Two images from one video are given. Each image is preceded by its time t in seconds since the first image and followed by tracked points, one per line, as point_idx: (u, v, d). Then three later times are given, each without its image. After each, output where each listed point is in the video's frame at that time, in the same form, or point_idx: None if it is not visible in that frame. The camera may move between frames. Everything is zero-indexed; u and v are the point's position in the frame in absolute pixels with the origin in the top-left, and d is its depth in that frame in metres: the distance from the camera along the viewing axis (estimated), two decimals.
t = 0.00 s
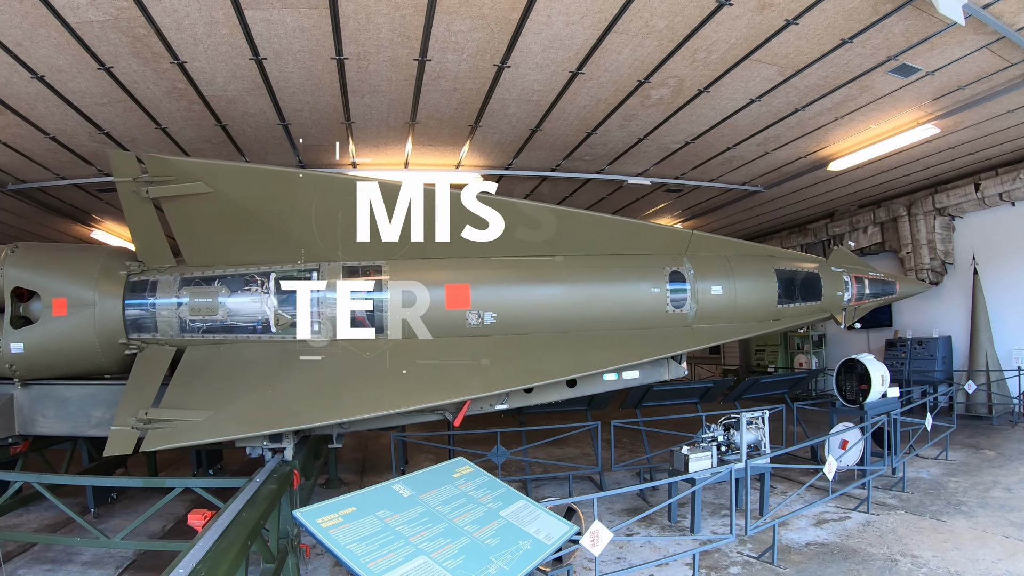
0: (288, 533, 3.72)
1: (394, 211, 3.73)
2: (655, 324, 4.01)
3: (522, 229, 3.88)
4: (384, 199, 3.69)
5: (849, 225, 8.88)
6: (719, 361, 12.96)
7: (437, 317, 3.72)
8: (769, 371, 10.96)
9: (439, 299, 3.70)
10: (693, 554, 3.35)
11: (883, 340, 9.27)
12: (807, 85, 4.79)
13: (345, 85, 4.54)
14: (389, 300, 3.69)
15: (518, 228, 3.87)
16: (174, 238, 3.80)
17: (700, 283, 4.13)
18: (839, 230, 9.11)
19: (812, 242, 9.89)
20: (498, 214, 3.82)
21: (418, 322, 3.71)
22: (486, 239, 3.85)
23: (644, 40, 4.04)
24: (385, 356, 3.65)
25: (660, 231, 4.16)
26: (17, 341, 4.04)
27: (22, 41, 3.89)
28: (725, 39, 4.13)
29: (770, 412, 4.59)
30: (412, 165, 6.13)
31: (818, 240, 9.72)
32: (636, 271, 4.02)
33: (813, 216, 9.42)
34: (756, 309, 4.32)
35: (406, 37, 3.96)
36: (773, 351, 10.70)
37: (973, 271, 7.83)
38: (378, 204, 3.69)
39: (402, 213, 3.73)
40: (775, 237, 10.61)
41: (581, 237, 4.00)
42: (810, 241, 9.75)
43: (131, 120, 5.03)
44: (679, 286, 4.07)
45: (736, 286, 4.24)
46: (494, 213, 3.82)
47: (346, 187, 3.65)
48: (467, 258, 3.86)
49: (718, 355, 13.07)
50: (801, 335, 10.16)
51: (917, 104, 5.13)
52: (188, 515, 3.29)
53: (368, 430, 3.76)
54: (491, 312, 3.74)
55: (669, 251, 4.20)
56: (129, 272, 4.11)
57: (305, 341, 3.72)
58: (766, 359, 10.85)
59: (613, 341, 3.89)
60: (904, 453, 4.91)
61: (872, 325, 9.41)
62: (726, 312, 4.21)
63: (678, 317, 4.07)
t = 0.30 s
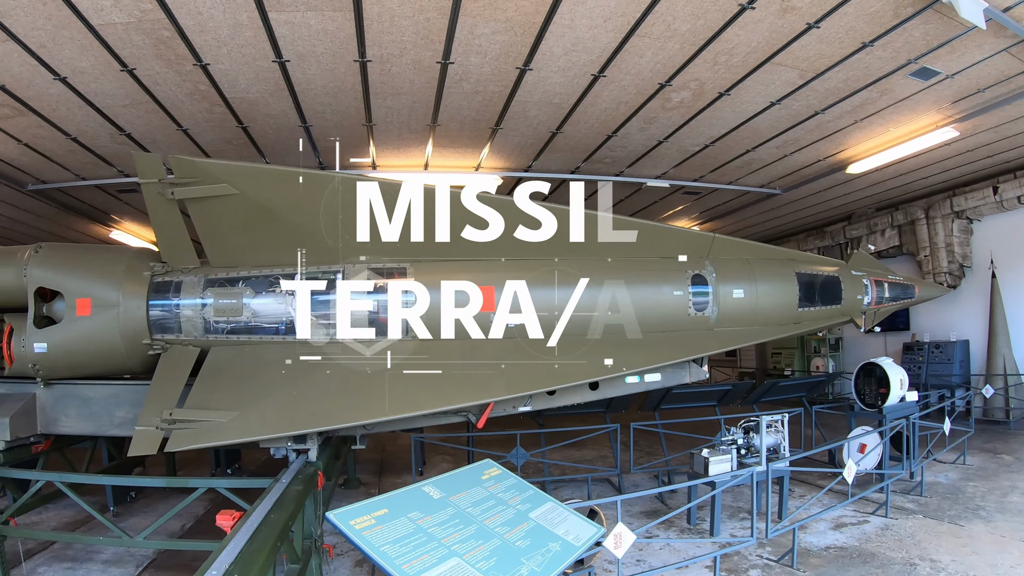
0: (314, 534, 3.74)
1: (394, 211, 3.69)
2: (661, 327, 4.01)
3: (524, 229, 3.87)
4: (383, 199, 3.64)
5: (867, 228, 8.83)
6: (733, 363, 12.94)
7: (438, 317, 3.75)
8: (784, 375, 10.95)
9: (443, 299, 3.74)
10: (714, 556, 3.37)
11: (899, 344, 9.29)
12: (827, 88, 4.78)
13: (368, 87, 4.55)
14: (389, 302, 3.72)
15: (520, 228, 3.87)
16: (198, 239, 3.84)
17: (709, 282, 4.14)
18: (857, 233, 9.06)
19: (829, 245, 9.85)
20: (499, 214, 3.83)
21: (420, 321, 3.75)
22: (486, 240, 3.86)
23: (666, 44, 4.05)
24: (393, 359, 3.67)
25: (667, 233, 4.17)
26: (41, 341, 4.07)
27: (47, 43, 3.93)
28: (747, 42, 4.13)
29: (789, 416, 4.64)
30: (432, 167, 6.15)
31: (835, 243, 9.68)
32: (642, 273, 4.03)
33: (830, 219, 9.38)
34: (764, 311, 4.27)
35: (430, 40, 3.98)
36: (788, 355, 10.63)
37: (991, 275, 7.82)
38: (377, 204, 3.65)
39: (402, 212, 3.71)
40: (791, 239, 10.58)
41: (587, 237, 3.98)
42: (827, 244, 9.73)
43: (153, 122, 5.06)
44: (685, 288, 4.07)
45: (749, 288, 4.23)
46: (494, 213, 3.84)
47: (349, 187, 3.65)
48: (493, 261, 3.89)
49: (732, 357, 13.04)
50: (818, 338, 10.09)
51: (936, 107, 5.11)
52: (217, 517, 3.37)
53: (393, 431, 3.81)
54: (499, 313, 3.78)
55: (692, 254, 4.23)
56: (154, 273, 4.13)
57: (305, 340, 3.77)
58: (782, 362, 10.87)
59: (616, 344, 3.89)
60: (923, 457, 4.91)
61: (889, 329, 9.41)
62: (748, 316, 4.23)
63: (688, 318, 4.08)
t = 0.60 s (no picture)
0: (341, 537, 3.78)
1: (394, 211, 3.65)
2: (661, 329, 3.95)
3: (524, 229, 3.89)
4: (383, 199, 3.64)
5: (890, 232, 8.83)
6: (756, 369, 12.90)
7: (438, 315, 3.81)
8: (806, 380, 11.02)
9: (443, 299, 3.78)
10: (739, 562, 3.35)
11: (922, 349, 9.25)
12: (851, 93, 4.76)
13: (394, 93, 4.58)
14: (389, 303, 3.82)
15: (520, 228, 3.89)
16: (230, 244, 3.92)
17: (709, 281, 4.09)
18: (880, 238, 9.04)
19: (851, 250, 9.80)
20: (499, 214, 3.83)
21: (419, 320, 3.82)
22: (486, 239, 3.89)
23: (691, 49, 4.04)
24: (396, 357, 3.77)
25: (671, 235, 4.09)
26: (70, 343, 4.15)
27: (75, 49, 3.99)
28: (772, 47, 4.11)
29: (814, 422, 4.63)
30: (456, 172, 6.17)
31: (858, 248, 9.64)
32: (643, 275, 4.01)
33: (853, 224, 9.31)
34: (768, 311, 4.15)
35: (457, 46, 4.00)
36: (809, 360, 10.78)
37: (1014, 280, 7.77)
38: (377, 203, 3.65)
39: (402, 212, 3.66)
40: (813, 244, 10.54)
41: (588, 238, 3.97)
42: (849, 249, 9.68)
43: (180, 126, 5.10)
44: (686, 289, 4.03)
45: (755, 287, 4.17)
46: (494, 213, 3.83)
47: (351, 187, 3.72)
48: (521, 266, 3.95)
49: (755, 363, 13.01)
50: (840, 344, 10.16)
51: (960, 111, 5.07)
52: (250, 519, 3.44)
53: (419, 435, 3.89)
54: (499, 313, 3.81)
55: (719, 260, 4.24)
56: (182, 276, 4.19)
57: (305, 341, 3.89)
58: (804, 367, 10.97)
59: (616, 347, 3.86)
60: (947, 465, 4.87)
61: (911, 334, 9.38)
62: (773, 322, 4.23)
63: (691, 319, 4.01)
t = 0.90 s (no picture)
0: (372, 540, 3.82)
1: (394, 211, 3.57)
2: (661, 330, 3.94)
3: (524, 229, 3.84)
4: (383, 199, 3.59)
5: (920, 237, 8.68)
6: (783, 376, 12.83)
7: (439, 315, 3.87)
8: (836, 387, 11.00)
9: (443, 300, 3.86)
10: (769, 570, 3.31)
11: (953, 356, 9.21)
12: (881, 96, 4.71)
13: (425, 98, 4.60)
14: (389, 305, 3.88)
15: (520, 228, 3.85)
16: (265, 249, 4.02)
17: (709, 281, 4.07)
18: (910, 242, 8.91)
19: (881, 255, 9.69)
20: (499, 215, 3.78)
21: (419, 319, 3.85)
22: (486, 240, 3.86)
23: (722, 54, 4.02)
24: (396, 358, 3.86)
25: (671, 235, 3.99)
26: (103, 345, 4.19)
27: (110, 56, 4.05)
28: (802, 52, 4.08)
29: (845, 429, 4.59)
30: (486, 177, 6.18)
31: (887, 253, 9.52)
32: (642, 274, 4.03)
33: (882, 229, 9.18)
34: (768, 310, 4.04)
35: (489, 52, 4.01)
36: (839, 367, 10.83)
37: None
38: (376, 203, 3.60)
39: (401, 212, 3.57)
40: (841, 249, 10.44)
41: (588, 238, 3.88)
42: (879, 254, 9.56)
43: (212, 132, 5.16)
44: (686, 288, 4.02)
45: (756, 286, 4.09)
46: (495, 213, 3.78)
47: (351, 189, 3.73)
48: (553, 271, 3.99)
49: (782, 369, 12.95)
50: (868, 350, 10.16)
51: (992, 114, 4.99)
52: (284, 521, 3.50)
53: (451, 439, 3.93)
54: (499, 313, 3.88)
55: (750, 266, 4.23)
56: (216, 281, 4.28)
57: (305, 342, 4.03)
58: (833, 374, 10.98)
59: (617, 347, 3.90)
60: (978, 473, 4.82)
61: (942, 341, 9.36)
62: (804, 328, 4.21)
63: (692, 319, 3.99)
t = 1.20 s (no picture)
0: (410, 542, 3.85)
1: (394, 211, 3.78)
2: (662, 330, 3.99)
3: (524, 229, 3.90)
4: (383, 199, 3.78)
5: (957, 239, 8.51)
6: (818, 381, 12.73)
7: (439, 315, 3.99)
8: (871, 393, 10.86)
9: (457, 302, 3.97)
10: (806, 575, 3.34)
11: (991, 360, 9.05)
12: (917, 97, 4.64)
13: (462, 103, 4.62)
14: (389, 304, 4.00)
15: (520, 228, 3.90)
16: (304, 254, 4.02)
17: (709, 280, 4.07)
18: (947, 245, 8.73)
19: (917, 258, 9.53)
20: (499, 214, 3.86)
21: (420, 320, 3.99)
22: (486, 240, 3.92)
23: (759, 56, 3.99)
24: (396, 358, 3.97)
25: (670, 235, 4.04)
26: (143, 347, 4.29)
27: (149, 63, 4.12)
28: (839, 53, 4.04)
29: (881, 435, 4.62)
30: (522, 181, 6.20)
31: (924, 256, 9.36)
32: (642, 275, 4.08)
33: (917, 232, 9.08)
34: (768, 310, 4.02)
35: (525, 57, 4.03)
36: (875, 372, 10.74)
37: None
38: (376, 204, 3.79)
39: (401, 212, 3.78)
40: (876, 251, 10.30)
41: (588, 238, 3.95)
42: (915, 257, 9.42)
43: (249, 138, 5.23)
44: (686, 289, 4.05)
45: (756, 286, 4.08)
46: (494, 213, 3.86)
47: (351, 190, 3.90)
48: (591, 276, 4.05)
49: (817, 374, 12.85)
50: (904, 355, 10.07)
51: None
52: (326, 523, 3.54)
53: (490, 443, 3.99)
54: (499, 313, 3.96)
55: (787, 271, 4.23)
56: (256, 284, 4.38)
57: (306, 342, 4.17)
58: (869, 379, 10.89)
59: (616, 347, 3.97)
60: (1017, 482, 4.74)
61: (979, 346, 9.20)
62: (843, 333, 4.17)
63: (692, 319, 4.01)
